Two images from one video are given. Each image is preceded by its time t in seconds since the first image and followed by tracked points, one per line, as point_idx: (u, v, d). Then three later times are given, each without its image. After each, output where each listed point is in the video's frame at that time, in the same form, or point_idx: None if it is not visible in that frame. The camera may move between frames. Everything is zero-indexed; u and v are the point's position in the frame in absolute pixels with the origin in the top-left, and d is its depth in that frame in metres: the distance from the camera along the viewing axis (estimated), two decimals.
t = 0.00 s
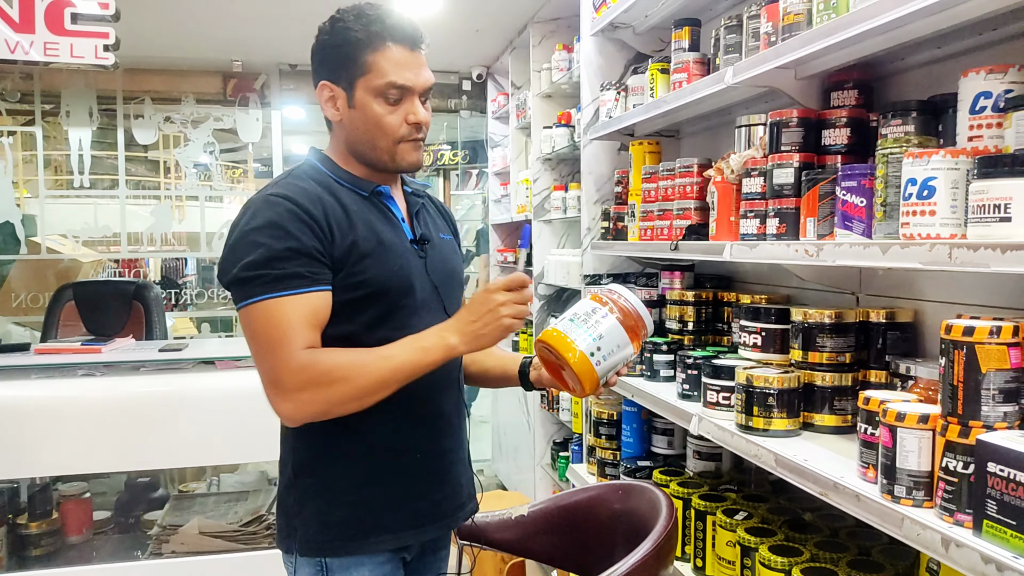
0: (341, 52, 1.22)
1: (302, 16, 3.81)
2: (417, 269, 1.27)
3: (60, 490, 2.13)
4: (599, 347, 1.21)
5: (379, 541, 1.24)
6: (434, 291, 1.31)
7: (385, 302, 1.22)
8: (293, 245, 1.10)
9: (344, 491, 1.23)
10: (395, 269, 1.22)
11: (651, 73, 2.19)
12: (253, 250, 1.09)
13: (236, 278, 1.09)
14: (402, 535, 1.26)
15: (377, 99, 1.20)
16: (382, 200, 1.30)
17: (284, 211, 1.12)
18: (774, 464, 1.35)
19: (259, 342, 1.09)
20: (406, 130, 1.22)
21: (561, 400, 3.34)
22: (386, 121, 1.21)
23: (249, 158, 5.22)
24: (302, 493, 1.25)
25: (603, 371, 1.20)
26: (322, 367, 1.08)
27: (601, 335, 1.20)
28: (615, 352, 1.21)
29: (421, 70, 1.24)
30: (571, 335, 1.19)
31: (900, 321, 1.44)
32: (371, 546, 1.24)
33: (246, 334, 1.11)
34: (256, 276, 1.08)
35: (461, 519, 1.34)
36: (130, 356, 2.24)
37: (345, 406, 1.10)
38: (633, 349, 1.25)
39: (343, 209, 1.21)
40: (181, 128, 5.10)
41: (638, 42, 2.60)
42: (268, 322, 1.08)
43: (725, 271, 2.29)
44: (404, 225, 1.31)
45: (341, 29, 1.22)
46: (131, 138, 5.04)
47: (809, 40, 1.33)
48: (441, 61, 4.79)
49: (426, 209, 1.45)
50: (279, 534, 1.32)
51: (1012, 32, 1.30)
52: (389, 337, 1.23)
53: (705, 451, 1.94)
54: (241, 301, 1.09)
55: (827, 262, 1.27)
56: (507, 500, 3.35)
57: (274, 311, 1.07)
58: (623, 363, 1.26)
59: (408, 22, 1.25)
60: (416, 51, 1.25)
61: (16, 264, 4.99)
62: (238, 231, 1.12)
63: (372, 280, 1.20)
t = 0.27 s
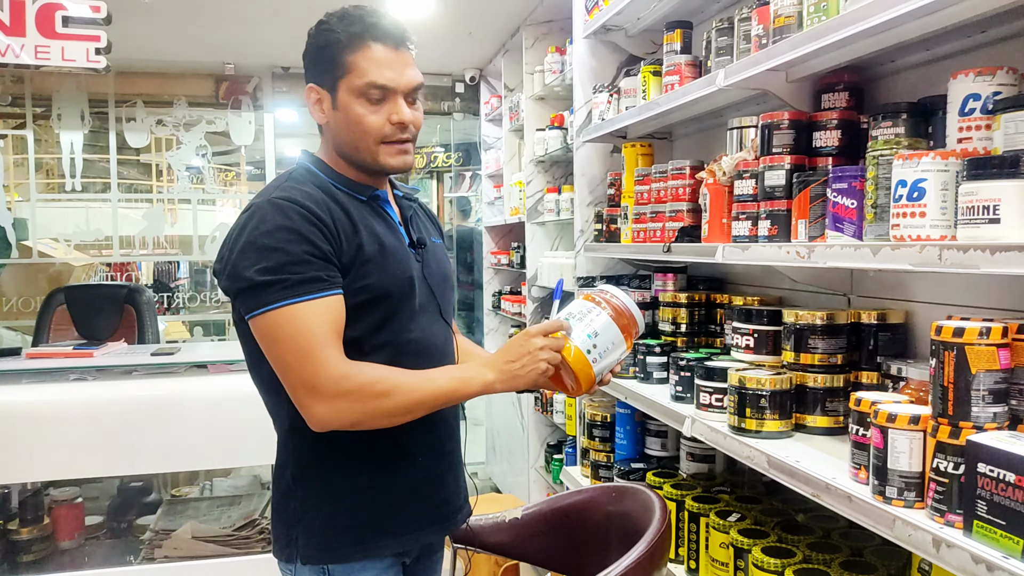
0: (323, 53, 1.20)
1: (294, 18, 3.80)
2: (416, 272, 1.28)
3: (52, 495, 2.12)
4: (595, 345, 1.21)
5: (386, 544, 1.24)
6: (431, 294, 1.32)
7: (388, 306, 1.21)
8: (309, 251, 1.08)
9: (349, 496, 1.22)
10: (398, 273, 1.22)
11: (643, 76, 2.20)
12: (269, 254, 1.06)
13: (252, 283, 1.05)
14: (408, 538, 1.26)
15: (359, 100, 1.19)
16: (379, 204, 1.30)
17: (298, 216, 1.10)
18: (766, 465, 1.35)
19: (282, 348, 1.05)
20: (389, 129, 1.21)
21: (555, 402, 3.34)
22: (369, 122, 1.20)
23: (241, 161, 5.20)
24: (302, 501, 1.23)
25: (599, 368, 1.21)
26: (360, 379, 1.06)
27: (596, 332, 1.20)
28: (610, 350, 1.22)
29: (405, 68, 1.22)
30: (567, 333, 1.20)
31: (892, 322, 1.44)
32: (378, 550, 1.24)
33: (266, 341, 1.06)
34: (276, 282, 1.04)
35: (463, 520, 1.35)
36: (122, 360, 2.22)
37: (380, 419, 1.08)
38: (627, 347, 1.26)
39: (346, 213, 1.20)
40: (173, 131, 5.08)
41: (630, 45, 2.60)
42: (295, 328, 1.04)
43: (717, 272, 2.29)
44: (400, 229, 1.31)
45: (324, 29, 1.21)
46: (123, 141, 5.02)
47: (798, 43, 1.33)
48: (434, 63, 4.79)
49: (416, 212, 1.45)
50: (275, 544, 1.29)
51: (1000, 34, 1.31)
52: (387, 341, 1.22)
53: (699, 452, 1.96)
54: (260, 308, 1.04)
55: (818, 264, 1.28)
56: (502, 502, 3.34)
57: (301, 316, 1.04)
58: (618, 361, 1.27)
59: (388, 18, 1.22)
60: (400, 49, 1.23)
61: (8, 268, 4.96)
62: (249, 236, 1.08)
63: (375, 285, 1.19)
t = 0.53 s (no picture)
0: (304, 53, 1.23)
1: (287, 21, 3.80)
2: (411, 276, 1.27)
3: (46, 500, 2.11)
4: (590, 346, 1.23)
5: (382, 549, 1.24)
6: (426, 297, 1.31)
7: (384, 310, 1.21)
8: (308, 255, 1.08)
9: (344, 501, 1.22)
10: (394, 276, 1.22)
11: (635, 77, 2.20)
12: (267, 257, 1.05)
13: (250, 286, 1.04)
14: (403, 542, 1.26)
15: (332, 97, 1.21)
16: (374, 207, 1.29)
17: (296, 219, 1.09)
18: (760, 465, 1.35)
19: (282, 352, 1.04)
20: (362, 127, 1.21)
21: (550, 404, 3.34)
22: (342, 120, 1.21)
23: (235, 163, 5.19)
24: (297, 506, 1.22)
25: (595, 369, 1.23)
26: (359, 384, 1.06)
27: (591, 333, 1.22)
28: (605, 350, 1.23)
29: (382, 67, 1.22)
30: (563, 336, 1.20)
31: (884, 321, 1.45)
32: (374, 555, 1.23)
33: (264, 345, 1.05)
34: (275, 284, 1.04)
35: (458, 523, 1.35)
36: (115, 364, 2.22)
37: (378, 424, 1.08)
38: (622, 346, 1.27)
39: (342, 217, 1.20)
40: (166, 134, 5.07)
41: (622, 47, 2.61)
42: (295, 333, 1.04)
43: (711, 273, 2.30)
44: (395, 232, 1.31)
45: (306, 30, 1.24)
46: (116, 144, 5.00)
47: (790, 45, 1.34)
48: (428, 65, 4.79)
49: (411, 214, 1.45)
50: (271, 548, 1.29)
51: (991, 35, 1.32)
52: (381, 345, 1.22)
53: (694, 453, 1.96)
54: (259, 310, 1.04)
55: (810, 264, 1.28)
56: (497, 504, 3.34)
57: (300, 321, 1.04)
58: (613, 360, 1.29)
59: (369, 17, 1.21)
60: (380, 48, 1.23)
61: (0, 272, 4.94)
62: (247, 239, 1.07)
63: (370, 290, 1.19)
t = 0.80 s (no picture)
0: (296, 50, 1.25)
1: (284, 18, 3.79)
2: (405, 275, 1.26)
3: (44, 499, 2.10)
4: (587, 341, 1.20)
5: (375, 549, 1.23)
6: (421, 296, 1.31)
7: (376, 310, 1.21)
8: (297, 254, 1.07)
9: (337, 500, 1.22)
10: (385, 277, 1.22)
11: (632, 74, 2.20)
12: (256, 258, 1.05)
13: (240, 287, 1.03)
14: (397, 542, 1.25)
15: (321, 92, 1.21)
16: (368, 205, 1.28)
17: (286, 219, 1.09)
18: (757, 462, 1.35)
19: (271, 352, 1.03)
20: (349, 121, 1.21)
21: (548, 401, 3.34)
22: (330, 113, 1.21)
23: (232, 161, 5.18)
24: (292, 504, 1.23)
25: (592, 364, 1.20)
26: (347, 376, 1.04)
27: (588, 328, 1.19)
28: (602, 345, 1.20)
29: (371, 60, 1.21)
30: (559, 330, 1.18)
31: (880, 319, 1.45)
32: (367, 554, 1.23)
33: (253, 346, 1.04)
34: (264, 284, 1.03)
35: (453, 523, 1.35)
36: (112, 363, 2.22)
37: (368, 418, 1.06)
38: (619, 342, 1.25)
39: (333, 216, 1.19)
40: (163, 131, 5.05)
41: (619, 44, 2.60)
42: (283, 332, 1.02)
43: (708, 270, 2.30)
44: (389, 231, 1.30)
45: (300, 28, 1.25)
46: (113, 142, 4.99)
47: (786, 41, 1.33)
48: (425, 62, 4.78)
49: (409, 213, 1.44)
50: (268, 545, 1.30)
51: (987, 31, 1.32)
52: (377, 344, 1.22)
53: (692, 450, 1.96)
54: (249, 311, 1.03)
55: (807, 261, 1.28)
56: (495, 502, 3.35)
57: (289, 320, 1.02)
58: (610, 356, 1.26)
59: (358, 10, 1.21)
60: (370, 42, 1.22)
61: None
62: (236, 240, 1.06)
63: (362, 290, 1.19)
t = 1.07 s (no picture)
0: (300, 47, 1.26)
1: (284, 14, 3.79)
2: (405, 273, 1.26)
3: (45, 495, 2.11)
4: (583, 331, 1.20)
5: (372, 545, 1.24)
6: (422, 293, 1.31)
7: (374, 309, 1.21)
8: (278, 251, 1.07)
9: (334, 496, 1.22)
10: (383, 274, 1.22)
11: (633, 71, 2.20)
12: (239, 256, 1.06)
13: (223, 285, 1.06)
14: (394, 538, 1.25)
15: (323, 85, 1.21)
16: (368, 203, 1.28)
17: (272, 217, 1.09)
18: (757, 457, 1.36)
19: (247, 347, 1.06)
20: (350, 113, 1.20)
21: (549, 397, 3.35)
22: (331, 106, 1.21)
23: (233, 158, 5.18)
24: (291, 499, 1.24)
25: (588, 353, 1.20)
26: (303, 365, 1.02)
27: (583, 318, 1.19)
28: (599, 335, 1.20)
29: (373, 54, 1.22)
30: (554, 320, 1.19)
31: (880, 314, 1.45)
32: (364, 550, 1.23)
33: (235, 341, 1.07)
34: (239, 284, 1.05)
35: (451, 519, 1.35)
36: (114, 359, 2.22)
37: (326, 407, 1.04)
38: (619, 332, 1.25)
39: (329, 214, 1.19)
40: (164, 128, 5.06)
41: (620, 40, 2.60)
42: (255, 330, 1.04)
43: (709, 266, 2.30)
44: (390, 228, 1.30)
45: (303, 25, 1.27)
46: (113, 139, 4.99)
47: (786, 37, 1.33)
48: (425, 59, 4.78)
49: (414, 209, 1.45)
50: (268, 539, 1.30)
51: (987, 26, 1.32)
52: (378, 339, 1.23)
53: (692, 445, 1.96)
54: (228, 311, 1.06)
55: (806, 257, 1.28)
56: (495, 498, 3.35)
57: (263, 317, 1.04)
58: (611, 346, 1.26)
59: (359, 4, 1.21)
60: (372, 36, 1.23)
61: None
62: (226, 238, 1.09)
63: (358, 288, 1.19)
